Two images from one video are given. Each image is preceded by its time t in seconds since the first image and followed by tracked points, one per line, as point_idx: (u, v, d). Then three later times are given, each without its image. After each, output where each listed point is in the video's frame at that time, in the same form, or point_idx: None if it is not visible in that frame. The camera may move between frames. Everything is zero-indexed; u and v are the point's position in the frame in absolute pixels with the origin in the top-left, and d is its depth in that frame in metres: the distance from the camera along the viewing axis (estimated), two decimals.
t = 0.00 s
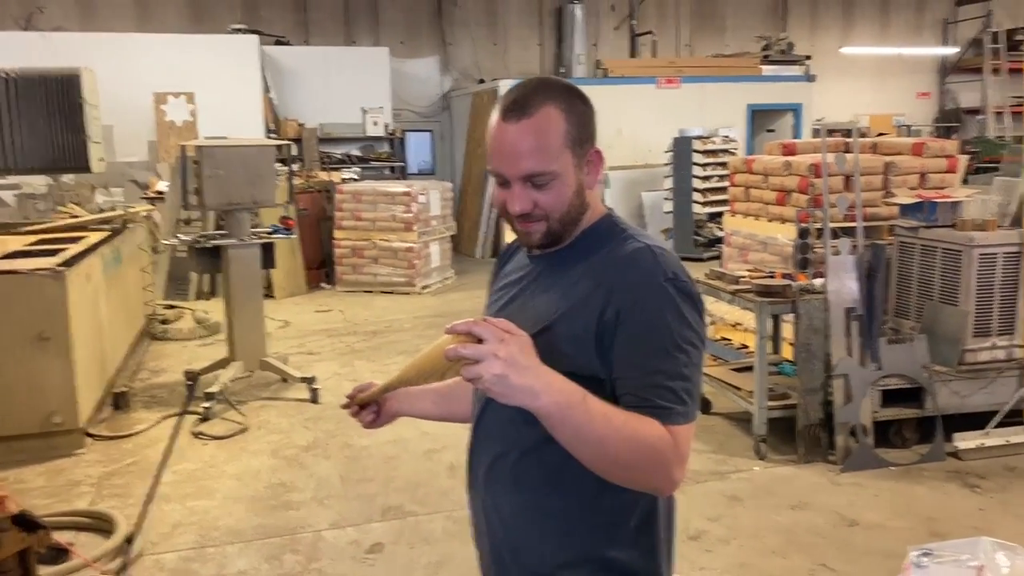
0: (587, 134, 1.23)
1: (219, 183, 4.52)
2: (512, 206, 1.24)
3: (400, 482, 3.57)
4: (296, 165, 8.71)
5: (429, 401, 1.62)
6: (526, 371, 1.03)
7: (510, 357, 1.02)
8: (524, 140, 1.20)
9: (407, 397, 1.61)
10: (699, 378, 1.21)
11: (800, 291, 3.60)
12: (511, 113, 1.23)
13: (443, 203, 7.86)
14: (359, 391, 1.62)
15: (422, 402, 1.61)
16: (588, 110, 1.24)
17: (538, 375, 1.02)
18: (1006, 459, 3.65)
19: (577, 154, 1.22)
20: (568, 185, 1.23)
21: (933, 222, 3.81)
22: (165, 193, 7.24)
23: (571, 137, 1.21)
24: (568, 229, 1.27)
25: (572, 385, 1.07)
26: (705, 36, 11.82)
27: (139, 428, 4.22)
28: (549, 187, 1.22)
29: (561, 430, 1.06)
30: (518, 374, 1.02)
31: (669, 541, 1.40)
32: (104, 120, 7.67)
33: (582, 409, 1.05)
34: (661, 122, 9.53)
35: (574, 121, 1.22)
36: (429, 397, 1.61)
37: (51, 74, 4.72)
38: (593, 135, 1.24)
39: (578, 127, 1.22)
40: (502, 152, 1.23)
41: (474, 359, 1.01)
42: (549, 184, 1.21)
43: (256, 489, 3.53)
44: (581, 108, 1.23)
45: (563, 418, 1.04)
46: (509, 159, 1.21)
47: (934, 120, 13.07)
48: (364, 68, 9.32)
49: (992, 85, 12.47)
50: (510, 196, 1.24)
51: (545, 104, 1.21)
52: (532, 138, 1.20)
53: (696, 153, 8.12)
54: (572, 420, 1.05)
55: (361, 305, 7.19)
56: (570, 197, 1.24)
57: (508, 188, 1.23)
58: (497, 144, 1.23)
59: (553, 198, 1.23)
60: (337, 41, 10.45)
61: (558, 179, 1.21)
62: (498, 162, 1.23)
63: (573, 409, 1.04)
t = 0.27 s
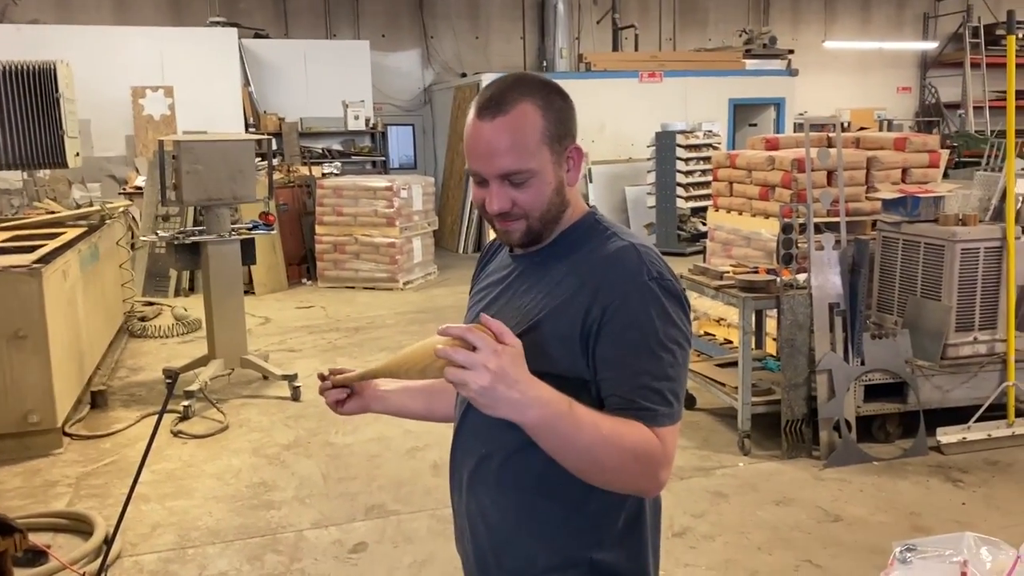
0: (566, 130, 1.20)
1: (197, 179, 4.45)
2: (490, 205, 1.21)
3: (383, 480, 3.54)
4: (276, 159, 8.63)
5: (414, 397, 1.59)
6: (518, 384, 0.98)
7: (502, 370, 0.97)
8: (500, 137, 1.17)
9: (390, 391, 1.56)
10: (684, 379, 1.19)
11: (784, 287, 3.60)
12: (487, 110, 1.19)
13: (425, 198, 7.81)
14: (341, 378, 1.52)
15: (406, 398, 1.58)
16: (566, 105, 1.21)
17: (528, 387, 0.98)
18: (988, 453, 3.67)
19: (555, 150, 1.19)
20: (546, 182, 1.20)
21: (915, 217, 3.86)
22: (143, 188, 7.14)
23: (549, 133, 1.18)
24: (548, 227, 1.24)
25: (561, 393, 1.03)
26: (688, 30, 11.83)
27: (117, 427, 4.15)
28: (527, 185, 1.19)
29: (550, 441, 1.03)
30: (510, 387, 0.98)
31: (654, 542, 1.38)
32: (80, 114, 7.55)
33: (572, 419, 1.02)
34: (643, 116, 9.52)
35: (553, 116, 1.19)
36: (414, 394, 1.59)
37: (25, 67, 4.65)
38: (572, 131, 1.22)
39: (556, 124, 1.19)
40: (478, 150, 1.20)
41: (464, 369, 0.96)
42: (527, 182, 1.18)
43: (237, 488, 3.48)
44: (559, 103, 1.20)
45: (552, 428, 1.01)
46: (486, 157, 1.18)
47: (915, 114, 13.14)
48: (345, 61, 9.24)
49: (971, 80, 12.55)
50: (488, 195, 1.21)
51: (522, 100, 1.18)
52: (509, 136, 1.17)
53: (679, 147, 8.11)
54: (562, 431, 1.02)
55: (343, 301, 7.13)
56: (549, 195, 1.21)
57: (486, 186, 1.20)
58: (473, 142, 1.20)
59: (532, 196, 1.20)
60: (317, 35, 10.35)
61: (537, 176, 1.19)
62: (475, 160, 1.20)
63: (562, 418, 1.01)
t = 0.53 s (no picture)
0: (555, 119, 1.20)
1: (191, 170, 4.43)
2: (479, 195, 1.20)
3: (379, 471, 3.54)
4: (270, 151, 8.60)
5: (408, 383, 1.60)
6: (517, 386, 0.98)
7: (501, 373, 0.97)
8: (488, 126, 1.17)
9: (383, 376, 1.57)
10: (679, 368, 1.19)
11: (780, 278, 3.60)
12: (475, 100, 1.19)
13: (420, 189, 7.79)
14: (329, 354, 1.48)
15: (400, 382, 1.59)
16: (556, 94, 1.21)
17: (529, 383, 0.98)
18: (982, 443, 3.69)
19: (545, 140, 1.19)
20: (535, 171, 1.19)
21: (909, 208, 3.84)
22: (136, 179, 7.12)
23: (537, 122, 1.18)
24: (539, 217, 1.23)
25: (559, 387, 1.03)
26: (682, 22, 11.82)
27: (112, 419, 4.14)
28: (516, 174, 1.18)
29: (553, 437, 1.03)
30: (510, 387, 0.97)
31: (648, 531, 1.39)
32: (73, 105, 7.51)
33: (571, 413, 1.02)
34: (638, 108, 9.51)
35: (542, 105, 1.19)
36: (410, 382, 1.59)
37: (19, 57, 4.62)
38: (562, 119, 1.21)
39: (546, 113, 1.19)
40: (467, 140, 1.20)
41: (463, 376, 0.95)
42: (516, 171, 1.18)
43: (232, 479, 3.48)
44: (549, 92, 1.20)
45: (553, 423, 1.01)
46: (474, 148, 1.18)
47: (909, 106, 13.15)
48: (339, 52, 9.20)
49: (966, 73, 12.56)
50: (477, 184, 1.20)
51: (510, 89, 1.18)
52: (497, 125, 1.17)
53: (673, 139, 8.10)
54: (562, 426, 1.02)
55: (338, 293, 7.13)
56: (538, 184, 1.21)
57: (475, 176, 1.20)
58: (462, 132, 1.20)
59: (521, 185, 1.19)
60: (311, 26, 10.31)
61: (525, 165, 1.18)
62: (463, 150, 1.20)
63: (561, 412, 1.01)
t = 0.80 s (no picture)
0: (546, 107, 1.19)
1: (196, 159, 4.43)
2: (471, 187, 1.20)
3: (384, 460, 3.55)
4: (274, 141, 8.60)
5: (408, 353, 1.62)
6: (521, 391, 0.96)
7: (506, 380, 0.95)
8: (476, 118, 1.17)
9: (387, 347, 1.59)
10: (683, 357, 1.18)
11: (784, 266, 3.60)
12: (463, 92, 1.19)
13: (424, 179, 7.79)
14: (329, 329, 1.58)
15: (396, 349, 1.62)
16: (545, 82, 1.20)
17: (528, 392, 0.96)
18: (987, 432, 3.68)
19: (535, 129, 1.18)
20: (527, 160, 1.19)
21: (916, 196, 3.81)
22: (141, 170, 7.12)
23: (526, 112, 1.17)
24: (534, 206, 1.23)
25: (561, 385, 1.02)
26: (687, 11, 11.77)
27: (118, 409, 4.16)
28: (507, 165, 1.18)
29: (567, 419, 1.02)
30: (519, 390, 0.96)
31: (652, 519, 1.38)
32: (77, 95, 7.51)
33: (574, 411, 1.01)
34: (643, 97, 9.48)
35: (530, 94, 1.18)
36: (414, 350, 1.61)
37: (22, 46, 4.59)
38: (553, 107, 1.20)
39: (535, 101, 1.18)
40: (458, 133, 1.19)
41: (466, 412, 0.92)
42: (506, 162, 1.18)
43: (238, 468, 3.50)
44: (538, 80, 1.19)
45: (557, 426, 1.00)
46: (464, 141, 1.18)
47: (915, 95, 13.09)
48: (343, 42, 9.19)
49: (973, 61, 12.49)
50: (469, 177, 1.20)
51: (497, 81, 1.18)
52: (486, 117, 1.16)
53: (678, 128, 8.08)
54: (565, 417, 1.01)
55: (343, 283, 7.13)
56: (532, 173, 1.20)
57: (467, 168, 1.20)
58: (452, 126, 1.20)
59: (513, 175, 1.19)
60: (315, 16, 10.29)
61: (515, 156, 1.18)
62: (455, 143, 1.20)
63: (564, 416, 0.99)
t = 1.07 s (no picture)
0: (552, 99, 1.19)
1: (209, 152, 4.44)
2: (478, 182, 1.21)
3: (398, 450, 3.57)
4: (286, 133, 8.62)
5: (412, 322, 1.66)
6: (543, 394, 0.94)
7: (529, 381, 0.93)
8: (480, 113, 1.18)
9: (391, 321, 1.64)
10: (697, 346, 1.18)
11: (799, 256, 3.58)
12: (467, 87, 1.20)
13: (435, 171, 7.79)
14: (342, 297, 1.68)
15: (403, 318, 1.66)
16: (549, 72, 1.19)
17: (547, 404, 0.92)
18: (1002, 421, 3.67)
19: (539, 121, 1.18)
20: (532, 153, 1.19)
21: (931, 184, 3.81)
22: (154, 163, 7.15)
23: (528, 104, 1.17)
24: (544, 197, 1.23)
25: (578, 384, 1.01)
26: None
27: (134, 400, 4.19)
28: (512, 158, 1.18)
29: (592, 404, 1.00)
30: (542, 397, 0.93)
31: (665, 508, 1.39)
32: (90, 89, 7.55)
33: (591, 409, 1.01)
34: (654, 86, 9.44)
35: (534, 86, 1.18)
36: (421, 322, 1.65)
37: (36, 41, 4.64)
38: (558, 97, 1.19)
39: (540, 92, 1.18)
40: (464, 128, 1.20)
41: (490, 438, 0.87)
42: (511, 155, 1.18)
43: (253, 458, 3.52)
44: (541, 71, 1.19)
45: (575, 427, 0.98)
46: (469, 136, 1.19)
47: (929, 82, 12.99)
48: (354, 34, 9.19)
49: (988, 48, 12.37)
50: (478, 171, 1.21)
51: (500, 74, 1.18)
52: (489, 111, 1.17)
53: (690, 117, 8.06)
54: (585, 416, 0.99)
55: (355, 275, 7.15)
56: (538, 165, 1.20)
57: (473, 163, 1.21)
58: (459, 121, 1.21)
59: (519, 168, 1.19)
60: (325, 8, 10.29)
61: (519, 150, 1.18)
62: (462, 137, 1.21)
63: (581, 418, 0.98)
